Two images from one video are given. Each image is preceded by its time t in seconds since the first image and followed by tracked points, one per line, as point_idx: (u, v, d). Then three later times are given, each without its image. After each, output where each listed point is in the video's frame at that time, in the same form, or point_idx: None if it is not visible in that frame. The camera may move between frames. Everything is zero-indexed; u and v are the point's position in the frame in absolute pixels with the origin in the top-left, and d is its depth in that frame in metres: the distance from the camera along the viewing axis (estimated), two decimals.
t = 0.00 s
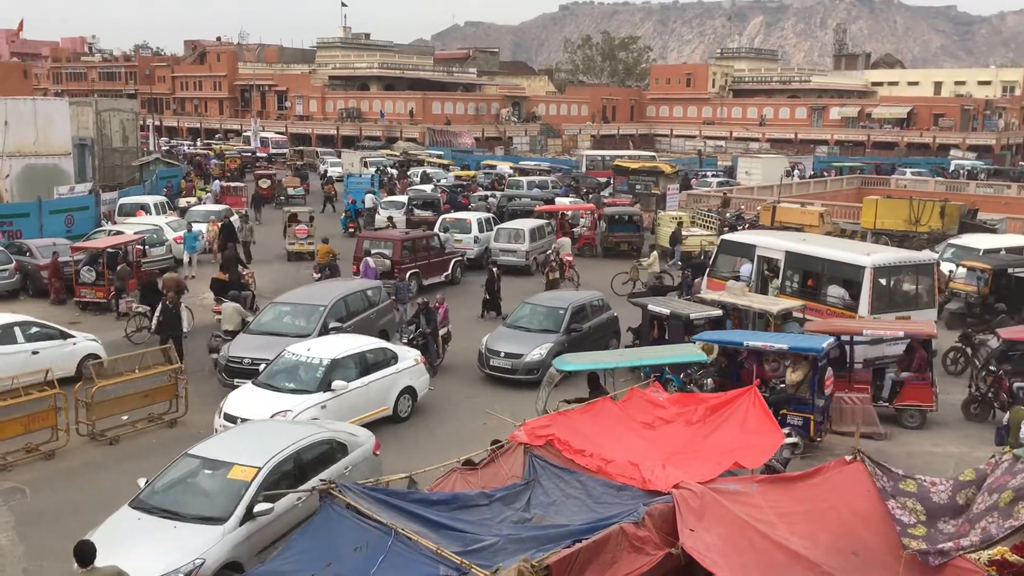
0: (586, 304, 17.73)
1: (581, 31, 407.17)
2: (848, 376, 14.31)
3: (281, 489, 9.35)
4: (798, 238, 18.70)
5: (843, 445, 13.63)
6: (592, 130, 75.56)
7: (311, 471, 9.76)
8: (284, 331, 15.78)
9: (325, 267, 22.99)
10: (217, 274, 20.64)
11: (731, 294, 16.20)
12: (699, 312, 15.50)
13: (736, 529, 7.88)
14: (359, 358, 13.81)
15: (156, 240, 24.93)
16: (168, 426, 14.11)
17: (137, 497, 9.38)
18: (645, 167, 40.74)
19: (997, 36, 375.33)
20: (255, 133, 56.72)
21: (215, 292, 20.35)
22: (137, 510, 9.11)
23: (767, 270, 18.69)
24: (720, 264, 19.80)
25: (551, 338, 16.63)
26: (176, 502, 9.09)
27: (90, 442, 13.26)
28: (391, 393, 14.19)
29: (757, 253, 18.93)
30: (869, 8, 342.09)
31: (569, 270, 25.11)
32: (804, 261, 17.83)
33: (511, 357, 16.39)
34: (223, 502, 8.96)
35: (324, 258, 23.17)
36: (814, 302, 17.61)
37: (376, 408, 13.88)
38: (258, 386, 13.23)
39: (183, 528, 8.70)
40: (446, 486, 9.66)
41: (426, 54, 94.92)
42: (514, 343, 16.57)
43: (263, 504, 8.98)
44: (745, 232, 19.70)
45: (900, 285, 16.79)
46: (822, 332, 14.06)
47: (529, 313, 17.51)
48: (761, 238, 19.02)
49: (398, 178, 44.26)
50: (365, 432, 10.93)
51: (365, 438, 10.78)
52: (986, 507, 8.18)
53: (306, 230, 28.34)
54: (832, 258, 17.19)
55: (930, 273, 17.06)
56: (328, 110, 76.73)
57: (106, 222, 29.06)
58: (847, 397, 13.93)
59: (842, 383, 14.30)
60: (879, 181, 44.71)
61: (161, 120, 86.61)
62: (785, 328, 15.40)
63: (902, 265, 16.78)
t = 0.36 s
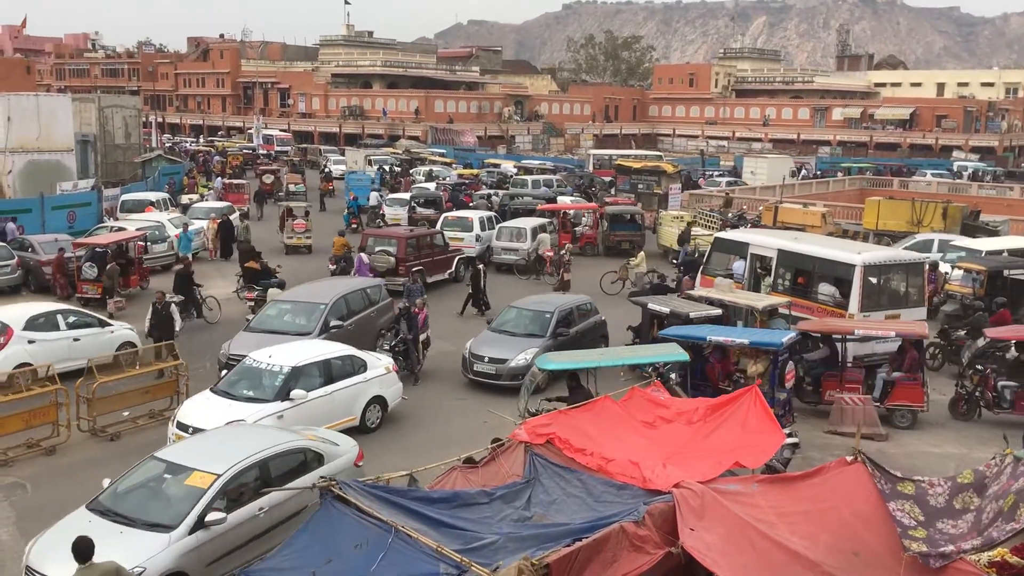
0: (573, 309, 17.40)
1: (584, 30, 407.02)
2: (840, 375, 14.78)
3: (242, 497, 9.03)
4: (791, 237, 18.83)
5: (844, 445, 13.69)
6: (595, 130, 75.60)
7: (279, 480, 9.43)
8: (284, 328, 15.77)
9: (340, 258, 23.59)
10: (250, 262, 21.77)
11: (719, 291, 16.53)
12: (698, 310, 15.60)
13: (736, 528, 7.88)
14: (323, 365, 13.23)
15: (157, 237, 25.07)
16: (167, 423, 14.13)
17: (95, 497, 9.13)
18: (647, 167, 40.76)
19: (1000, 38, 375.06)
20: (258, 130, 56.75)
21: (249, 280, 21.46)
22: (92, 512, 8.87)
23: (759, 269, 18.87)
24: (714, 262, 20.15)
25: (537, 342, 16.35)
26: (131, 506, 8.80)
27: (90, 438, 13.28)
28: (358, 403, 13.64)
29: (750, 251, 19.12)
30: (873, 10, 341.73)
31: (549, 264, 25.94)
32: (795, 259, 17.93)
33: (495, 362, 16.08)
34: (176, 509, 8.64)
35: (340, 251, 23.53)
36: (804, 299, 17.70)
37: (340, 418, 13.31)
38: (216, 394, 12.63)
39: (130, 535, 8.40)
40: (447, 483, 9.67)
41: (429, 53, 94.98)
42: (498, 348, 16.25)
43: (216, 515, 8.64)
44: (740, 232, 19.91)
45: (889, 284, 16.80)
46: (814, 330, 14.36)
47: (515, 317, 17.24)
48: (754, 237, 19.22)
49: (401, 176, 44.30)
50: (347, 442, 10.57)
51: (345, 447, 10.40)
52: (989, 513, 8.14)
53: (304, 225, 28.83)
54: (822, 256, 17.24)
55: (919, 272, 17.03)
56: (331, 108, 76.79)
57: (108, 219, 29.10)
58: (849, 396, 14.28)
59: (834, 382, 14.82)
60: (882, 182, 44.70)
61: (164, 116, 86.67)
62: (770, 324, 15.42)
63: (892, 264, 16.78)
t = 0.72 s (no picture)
0: (566, 311, 16.97)
1: (598, 26, 406.09)
2: (838, 373, 14.78)
3: (204, 499, 8.77)
4: (794, 233, 18.83)
5: (855, 445, 13.64)
6: (608, 126, 75.45)
7: (247, 483, 9.15)
8: (296, 323, 15.80)
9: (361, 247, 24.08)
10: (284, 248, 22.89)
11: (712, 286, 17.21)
12: (704, 306, 15.69)
13: (745, 527, 7.86)
14: (289, 369, 12.50)
15: (170, 229, 25.11)
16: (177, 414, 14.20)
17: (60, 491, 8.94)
18: (660, 163, 40.68)
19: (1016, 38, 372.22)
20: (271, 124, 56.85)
21: (285, 264, 22.63)
22: (52, 504, 8.64)
23: (762, 265, 18.89)
24: (717, 258, 20.11)
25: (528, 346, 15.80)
26: (90, 501, 8.55)
27: (101, 428, 13.35)
28: (324, 410, 12.85)
29: (753, 247, 19.14)
30: (889, 9, 339.52)
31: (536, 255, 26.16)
32: (798, 256, 17.96)
33: (483, 367, 15.53)
34: (133, 507, 8.38)
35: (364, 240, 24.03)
36: (806, 296, 17.73)
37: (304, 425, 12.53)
38: (172, 397, 11.95)
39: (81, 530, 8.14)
40: (456, 478, 9.69)
41: (442, 48, 95.02)
42: (488, 352, 15.69)
43: (172, 515, 8.37)
44: (744, 228, 19.91)
45: (891, 281, 16.80)
46: (813, 328, 14.48)
47: (507, 319, 16.69)
48: (756, 233, 19.23)
49: (413, 170, 44.34)
50: (331, 446, 10.24)
51: (328, 453, 10.04)
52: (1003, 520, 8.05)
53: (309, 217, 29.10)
54: (825, 253, 17.26)
55: (922, 270, 17.00)
56: (344, 102, 76.89)
57: (121, 210, 29.23)
58: (860, 397, 14.30)
59: (831, 380, 14.82)
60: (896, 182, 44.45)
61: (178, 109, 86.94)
62: (762, 318, 16.13)
63: (894, 262, 16.78)
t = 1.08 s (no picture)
0: (562, 320, 16.49)
1: (616, 27, 405.40)
2: (838, 374, 14.89)
3: (183, 499, 8.57)
4: (804, 235, 18.77)
5: (871, 450, 13.56)
6: (625, 127, 75.30)
7: (226, 485, 8.90)
8: (310, 321, 15.84)
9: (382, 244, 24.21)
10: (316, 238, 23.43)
11: (709, 282, 17.64)
12: (712, 305, 15.86)
13: (759, 530, 7.84)
14: (256, 376, 11.87)
15: (189, 225, 25.24)
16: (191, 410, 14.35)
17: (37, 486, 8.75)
18: (678, 165, 40.58)
19: None
20: (290, 123, 57.07)
21: (317, 252, 23.24)
22: (25, 500, 8.42)
23: (772, 266, 18.79)
24: (727, 258, 20.06)
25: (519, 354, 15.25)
26: (64, 498, 8.32)
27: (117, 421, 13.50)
28: (293, 420, 12.22)
29: (763, 248, 19.07)
30: (910, 12, 336.95)
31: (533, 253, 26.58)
32: (808, 257, 17.86)
33: (473, 376, 15.01)
34: (104, 504, 8.15)
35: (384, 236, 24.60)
36: (815, 297, 17.61)
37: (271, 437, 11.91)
38: (133, 404, 11.36)
39: (50, 526, 7.91)
40: (469, 476, 9.71)
41: (461, 47, 95.18)
42: (479, 360, 15.17)
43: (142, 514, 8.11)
44: (754, 229, 19.85)
45: (900, 283, 16.77)
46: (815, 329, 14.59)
47: (501, 326, 16.18)
48: (766, 234, 19.17)
49: (430, 170, 44.39)
50: (321, 452, 10.02)
51: (317, 459, 9.81)
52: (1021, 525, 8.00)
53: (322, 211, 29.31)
54: (835, 254, 17.17)
55: (930, 272, 17.05)
56: (362, 100, 77.10)
57: (140, 206, 29.41)
58: (876, 402, 14.24)
59: (831, 381, 14.91)
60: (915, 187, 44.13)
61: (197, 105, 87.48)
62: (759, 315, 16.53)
63: (903, 263, 16.75)
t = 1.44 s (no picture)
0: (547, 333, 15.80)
1: (627, 33, 405.55)
2: (830, 380, 14.93)
3: (154, 506, 8.31)
4: (804, 242, 18.74)
5: (879, 459, 13.55)
6: (635, 134, 75.31)
7: (197, 493, 8.63)
8: (320, 326, 15.88)
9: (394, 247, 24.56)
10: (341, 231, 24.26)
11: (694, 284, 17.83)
12: (711, 309, 15.92)
13: (767, 538, 7.83)
14: (206, 389, 11.32)
15: (199, 227, 25.43)
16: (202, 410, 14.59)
17: (5, 493, 8.50)
18: (687, 172, 40.54)
19: None
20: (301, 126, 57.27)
21: (340, 248, 23.88)
22: None
23: (772, 272, 18.74)
24: (727, 264, 19.95)
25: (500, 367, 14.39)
26: (32, 503, 8.10)
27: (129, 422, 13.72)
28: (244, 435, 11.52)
29: (763, 255, 19.02)
30: (922, 21, 336.02)
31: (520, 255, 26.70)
32: (809, 265, 17.86)
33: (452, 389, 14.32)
34: (70, 509, 7.92)
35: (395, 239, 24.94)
36: (815, 304, 17.60)
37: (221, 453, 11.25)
38: (74, 417, 10.83)
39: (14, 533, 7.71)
40: (477, 481, 9.72)
41: (472, 53, 95.43)
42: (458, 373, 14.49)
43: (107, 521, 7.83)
44: (754, 235, 19.81)
45: (901, 292, 16.89)
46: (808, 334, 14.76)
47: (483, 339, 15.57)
48: (767, 241, 19.13)
49: (441, 175, 44.47)
50: (302, 464, 9.73)
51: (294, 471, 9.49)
52: None
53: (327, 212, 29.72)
54: (836, 262, 17.23)
55: (929, 281, 17.20)
56: (373, 104, 77.36)
57: (151, 207, 29.58)
58: (886, 411, 14.29)
59: (824, 387, 14.96)
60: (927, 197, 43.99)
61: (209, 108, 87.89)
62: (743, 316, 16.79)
63: (904, 273, 16.88)
